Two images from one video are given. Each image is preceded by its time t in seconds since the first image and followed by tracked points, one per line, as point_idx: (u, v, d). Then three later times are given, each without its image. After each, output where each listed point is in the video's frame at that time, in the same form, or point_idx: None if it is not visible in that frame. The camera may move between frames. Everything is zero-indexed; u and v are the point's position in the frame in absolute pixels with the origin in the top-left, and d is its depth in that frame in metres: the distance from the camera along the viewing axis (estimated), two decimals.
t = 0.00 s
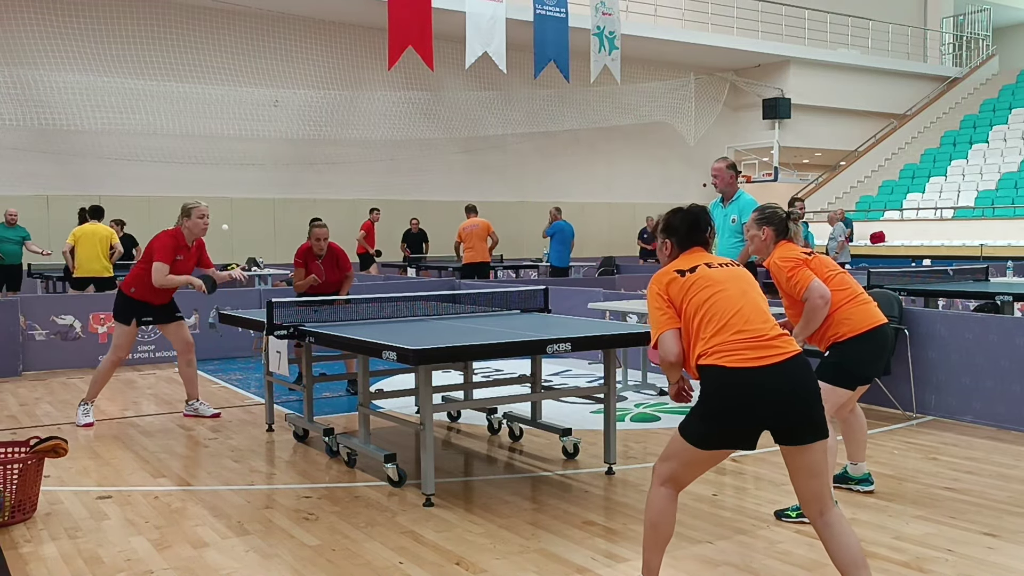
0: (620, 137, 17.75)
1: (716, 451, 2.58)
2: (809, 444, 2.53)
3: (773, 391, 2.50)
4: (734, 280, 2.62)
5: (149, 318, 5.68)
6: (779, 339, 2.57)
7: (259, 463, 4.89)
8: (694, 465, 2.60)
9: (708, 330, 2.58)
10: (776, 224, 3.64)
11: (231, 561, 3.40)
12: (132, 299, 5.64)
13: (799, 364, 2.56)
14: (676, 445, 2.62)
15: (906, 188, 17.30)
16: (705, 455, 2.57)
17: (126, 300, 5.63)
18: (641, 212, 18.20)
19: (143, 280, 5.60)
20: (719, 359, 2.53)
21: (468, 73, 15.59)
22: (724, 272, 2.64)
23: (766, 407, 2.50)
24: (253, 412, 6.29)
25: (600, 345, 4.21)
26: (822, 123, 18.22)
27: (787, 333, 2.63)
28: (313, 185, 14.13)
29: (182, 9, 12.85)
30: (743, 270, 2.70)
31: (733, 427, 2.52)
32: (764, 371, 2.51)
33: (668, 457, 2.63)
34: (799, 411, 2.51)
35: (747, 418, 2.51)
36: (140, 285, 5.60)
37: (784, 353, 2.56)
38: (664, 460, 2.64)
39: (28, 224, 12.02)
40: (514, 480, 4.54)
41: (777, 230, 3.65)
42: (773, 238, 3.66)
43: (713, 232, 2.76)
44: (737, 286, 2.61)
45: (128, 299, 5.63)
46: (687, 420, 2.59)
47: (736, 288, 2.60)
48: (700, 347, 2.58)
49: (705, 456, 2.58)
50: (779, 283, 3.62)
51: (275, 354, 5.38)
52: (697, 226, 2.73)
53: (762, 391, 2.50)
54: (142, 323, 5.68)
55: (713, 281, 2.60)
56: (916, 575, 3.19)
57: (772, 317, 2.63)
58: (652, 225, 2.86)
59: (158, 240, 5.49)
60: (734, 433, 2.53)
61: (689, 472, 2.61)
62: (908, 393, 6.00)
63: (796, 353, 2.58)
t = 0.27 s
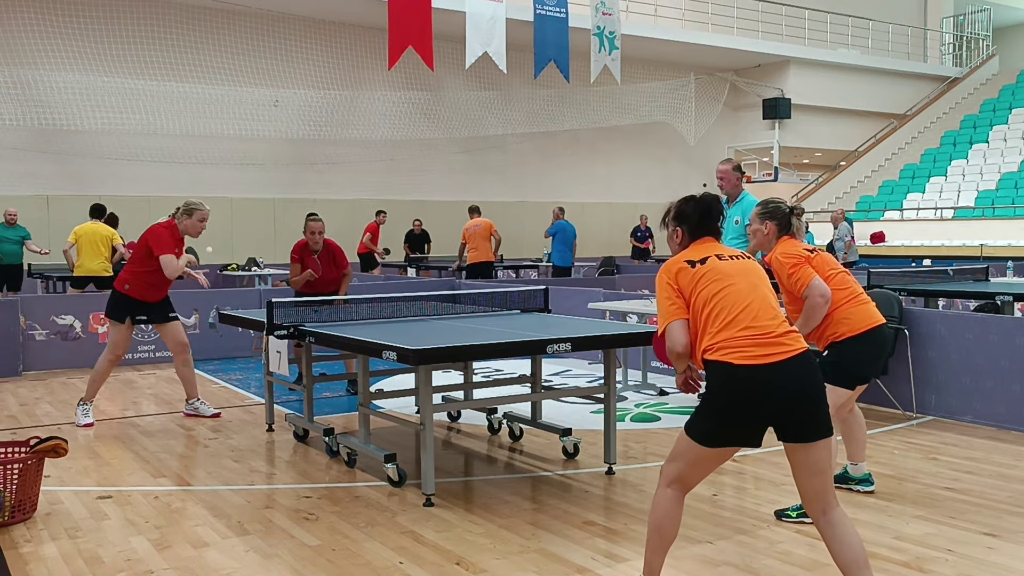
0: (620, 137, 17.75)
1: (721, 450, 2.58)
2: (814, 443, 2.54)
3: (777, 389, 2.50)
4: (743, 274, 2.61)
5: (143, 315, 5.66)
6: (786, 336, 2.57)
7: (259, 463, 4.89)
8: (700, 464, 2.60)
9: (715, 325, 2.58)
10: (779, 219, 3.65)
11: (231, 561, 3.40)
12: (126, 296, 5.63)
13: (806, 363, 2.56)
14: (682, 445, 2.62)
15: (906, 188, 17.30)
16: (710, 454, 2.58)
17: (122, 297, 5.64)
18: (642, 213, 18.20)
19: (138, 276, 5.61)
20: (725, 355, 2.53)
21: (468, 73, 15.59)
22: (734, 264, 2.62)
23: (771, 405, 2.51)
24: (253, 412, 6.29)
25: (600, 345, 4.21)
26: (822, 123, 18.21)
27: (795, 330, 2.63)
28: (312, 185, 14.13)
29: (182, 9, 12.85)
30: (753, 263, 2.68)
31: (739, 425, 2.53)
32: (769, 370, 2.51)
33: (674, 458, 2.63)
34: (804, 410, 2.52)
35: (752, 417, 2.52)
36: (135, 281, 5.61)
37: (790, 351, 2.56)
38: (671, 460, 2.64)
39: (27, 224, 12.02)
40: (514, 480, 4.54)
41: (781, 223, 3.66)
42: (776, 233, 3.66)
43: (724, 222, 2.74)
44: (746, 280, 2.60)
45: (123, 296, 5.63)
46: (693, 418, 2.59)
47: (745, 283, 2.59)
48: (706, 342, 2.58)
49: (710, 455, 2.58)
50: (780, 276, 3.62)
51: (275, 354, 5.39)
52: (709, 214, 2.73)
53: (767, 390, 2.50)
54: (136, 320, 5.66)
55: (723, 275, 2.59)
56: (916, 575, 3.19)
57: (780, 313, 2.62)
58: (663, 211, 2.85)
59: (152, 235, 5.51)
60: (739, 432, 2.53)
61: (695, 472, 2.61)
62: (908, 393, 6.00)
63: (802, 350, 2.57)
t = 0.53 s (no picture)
0: (620, 137, 17.75)
1: (725, 450, 2.58)
2: (817, 442, 2.54)
3: (781, 389, 2.51)
4: (751, 270, 2.60)
5: (156, 312, 5.65)
6: (791, 335, 2.57)
7: (258, 463, 4.88)
8: (704, 463, 2.60)
9: (720, 323, 2.58)
10: (781, 200, 3.69)
11: (231, 561, 3.40)
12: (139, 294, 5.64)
13: (809, 362, 2.56)
14: (686, 444, 2.62)
15: (906, 188, 17.30)
16: (714, 453, 2.58)
17: (134, 294, 5.64)
18: (642, 213, 18.19)
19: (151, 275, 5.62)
20: (728, 354, 2.54)
21: (468, 73, 15.58)
22: (741, 260, 2.61)
23: (775, 404, 2.51)
24: (253, 412, 6.29)
25: (601, 345, 4.21)
26: (822, 123, 18.21)
27: (802, 328, 2.62)
28: (312, 185, 14.12)
29: (183, 9, 12.85)
30: (763, 258, 2.67)
31: (742, 425, 2.53)
32: (772, 369, 2.51)
33: (678, 458, 2.64)
34: (808, 409, 2.52)
35: (756, 416, 2.52)
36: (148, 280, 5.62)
37: (794, 350, 2.55)
38: (675, 460, 2.64)
39: (27, 224, 12.02)
40: (514, 480, 4.54)
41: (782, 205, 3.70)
42: (778, 215, 3.70)
43: (736, 214, 2.74)
44: (753, 277, 2.59)
45: (138, 294, 5.64)
46: (697, 417, 2.60)
47: (751, 279, 2.58)
48: (711, 340, 2.58)
49: (714, 454, 2.58)
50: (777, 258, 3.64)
51: (275, 354, 5.39)
52: (719, 206, 2.73)
53: (770, 389, 2.50)
54: (148, 317, 5.65)
55: (730, 271, 2.59)
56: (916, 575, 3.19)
57: (787, 310, 2.61)
58: (675, 201, 2.85)
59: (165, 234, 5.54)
60: (742, 431, 2.53)
61: (699, 471, 2.61)
62: (908, 393, 6.00)
63: (807, 350, 2.57)
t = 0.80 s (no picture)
0: (620, 137, 17.75)
1: (726, 449, 2.58)
2: (820, 441, 2.53)
3: (782, 388, 2.51)
4: (755, 270, 2.60)
5: (154, 311, 5.68)
6: (792, 334, 2.56)
7: (258, 463, 4.88)
8: (705, 463, 2.60)
9: (722, 322, 2.59)
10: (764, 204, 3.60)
11: (231, 561, 3.39)
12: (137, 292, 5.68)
13: (811, 361, 2.55)
14: (688, 444, 2.62)
15: (907, 188, 17.30)
16: (716, 452, 2.58)
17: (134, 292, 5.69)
18: (641, 213, 18.19)
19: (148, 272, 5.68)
20: (729, 353, 2.55)
21: (468, 73, 15.59)
22: (745, 259, 2.61)
23: (776, 404, 2.51)
24: (253, 412, 6.29)
25: (601, 345, 4.21)
26: (822, 123, 18.20)
27: (805, 328, 2.61)
28: (312, 185, 14.12)
29: (183, 9, 12.85)
30: (768, 257, 2.66)
31: (743, 424, 2.53)
32: (772, 368, 2.51)
33: (680, 457, 2.63)
34: (810, 408, 2.51)
35: (757, 416, 2.52)
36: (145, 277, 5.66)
37: (795, 350, 2.55)
38: (677, 460, 2.64)
39: (27, 224, 12.01)
40: (514, 480, 4.54)
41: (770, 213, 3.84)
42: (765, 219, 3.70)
43: (741, 212, 2.74)
44: (756, 276, 2.59)
45: (138, 294, 5.68)
46: (699, 416, 2.60)
47: (754, 279, 2.58)
48: (712, 339, 2.59)
49: (715, 453, 2.58)
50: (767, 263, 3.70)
51: (275, 354, 5.39)
52: (725, 204, 2.73)
53: (772, 389, 2.50)
54: (147, 315, 5.69)
55: (733, 270, 2.59)
56: None
57: (791, 310, 2.61)
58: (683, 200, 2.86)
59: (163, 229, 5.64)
60: (743, 430, 2.53)
61: (701, 472, 2.60)
62: (908, 393, 6.00)
63: (809, 350, 2.57)
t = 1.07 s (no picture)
0: (620, 137, 17.75)
1: (727, 449, 2.58)
2: (821, 441, 2.53)
3: (781, 387, 2.51)
4: (757, 270, 2.62)
5: (136, 320, 5.78)
6: (793, 334, 2.56)
7: (258, 463, 4.88)
8: (706, 463, 2.60)
9: (723, 322, 2.60)
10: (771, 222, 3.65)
11: (231, 561, 3.40)
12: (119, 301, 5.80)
13: (811, 361, 2.55)
14: (690, 443, 2.62)
15: (907, 188, 17.30)
16: (716, 452, 2.58)
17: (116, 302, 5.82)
18: (642, 213, 18.19)
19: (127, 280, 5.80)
20: (729, 352, 2.56)
21: (468, 73, 15.58)
22: (748, 260, 2.62)
23: (777, 403, 2.51)
24: (253, 412, 6.29)
25: (601, 345, 4.21)
26: (822, 123, 18.21)
27: (808, 328, 2.61)
28: (313, 185, 14.12)
29: (183, 9, 12.85)
30: (771, 258, 2.67)
31: (744, 423, 2.53)
32: (772, 367, 2.52)
33: (681, 457, 2.63)
34: (811, 408, 2.51)
35: (758, 415, 2.52)
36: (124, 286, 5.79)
37: (796, 349, 2.55)
38: (678, 460, 2.64)
39: (26, 224, 12.01)
40: (514, 480, 4.54)
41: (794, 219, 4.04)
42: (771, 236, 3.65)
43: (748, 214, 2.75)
44: (759, 276, 2.60)
45: (118, 306, 5.78)
46: (700, 416, 2.60)
47: (755, 280, 2.59)
48: (714, 339, 2.61)
49: (716, 453, 2.58)
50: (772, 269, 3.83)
51: (275, 354, 5.39)
52: (730, 205, 2.74)
53: (772, 389, 2.50)
54: (130, 325, 5.77)
55: (735, 270, 2.61)
56: None
57: (793, 311, 2.61)
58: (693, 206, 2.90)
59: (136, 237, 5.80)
60: (743, 429, 2.53)
61: (702, 471, 2.60)
62: (908, 393, 6.00)
63: (810, 350, 2.56)
